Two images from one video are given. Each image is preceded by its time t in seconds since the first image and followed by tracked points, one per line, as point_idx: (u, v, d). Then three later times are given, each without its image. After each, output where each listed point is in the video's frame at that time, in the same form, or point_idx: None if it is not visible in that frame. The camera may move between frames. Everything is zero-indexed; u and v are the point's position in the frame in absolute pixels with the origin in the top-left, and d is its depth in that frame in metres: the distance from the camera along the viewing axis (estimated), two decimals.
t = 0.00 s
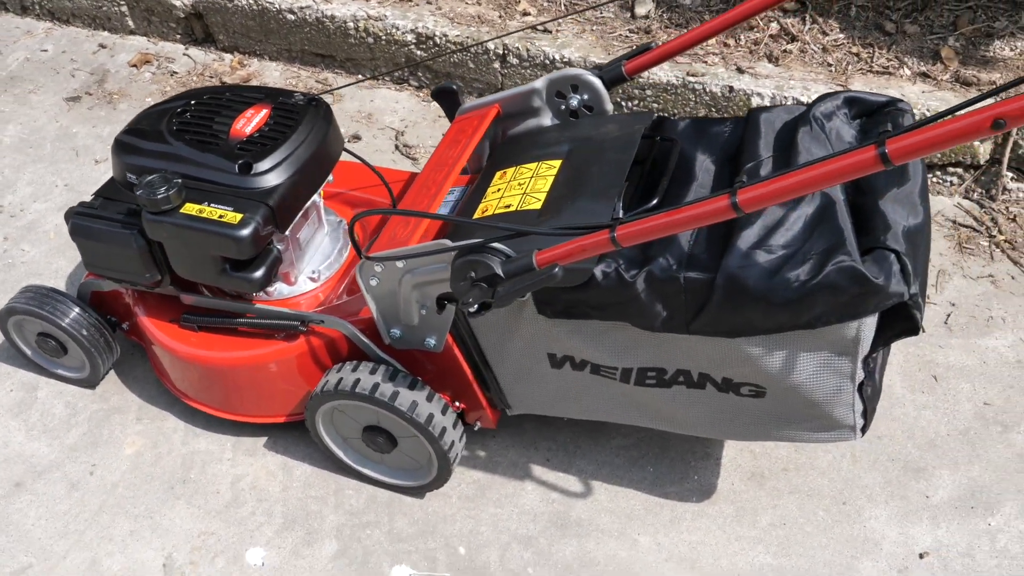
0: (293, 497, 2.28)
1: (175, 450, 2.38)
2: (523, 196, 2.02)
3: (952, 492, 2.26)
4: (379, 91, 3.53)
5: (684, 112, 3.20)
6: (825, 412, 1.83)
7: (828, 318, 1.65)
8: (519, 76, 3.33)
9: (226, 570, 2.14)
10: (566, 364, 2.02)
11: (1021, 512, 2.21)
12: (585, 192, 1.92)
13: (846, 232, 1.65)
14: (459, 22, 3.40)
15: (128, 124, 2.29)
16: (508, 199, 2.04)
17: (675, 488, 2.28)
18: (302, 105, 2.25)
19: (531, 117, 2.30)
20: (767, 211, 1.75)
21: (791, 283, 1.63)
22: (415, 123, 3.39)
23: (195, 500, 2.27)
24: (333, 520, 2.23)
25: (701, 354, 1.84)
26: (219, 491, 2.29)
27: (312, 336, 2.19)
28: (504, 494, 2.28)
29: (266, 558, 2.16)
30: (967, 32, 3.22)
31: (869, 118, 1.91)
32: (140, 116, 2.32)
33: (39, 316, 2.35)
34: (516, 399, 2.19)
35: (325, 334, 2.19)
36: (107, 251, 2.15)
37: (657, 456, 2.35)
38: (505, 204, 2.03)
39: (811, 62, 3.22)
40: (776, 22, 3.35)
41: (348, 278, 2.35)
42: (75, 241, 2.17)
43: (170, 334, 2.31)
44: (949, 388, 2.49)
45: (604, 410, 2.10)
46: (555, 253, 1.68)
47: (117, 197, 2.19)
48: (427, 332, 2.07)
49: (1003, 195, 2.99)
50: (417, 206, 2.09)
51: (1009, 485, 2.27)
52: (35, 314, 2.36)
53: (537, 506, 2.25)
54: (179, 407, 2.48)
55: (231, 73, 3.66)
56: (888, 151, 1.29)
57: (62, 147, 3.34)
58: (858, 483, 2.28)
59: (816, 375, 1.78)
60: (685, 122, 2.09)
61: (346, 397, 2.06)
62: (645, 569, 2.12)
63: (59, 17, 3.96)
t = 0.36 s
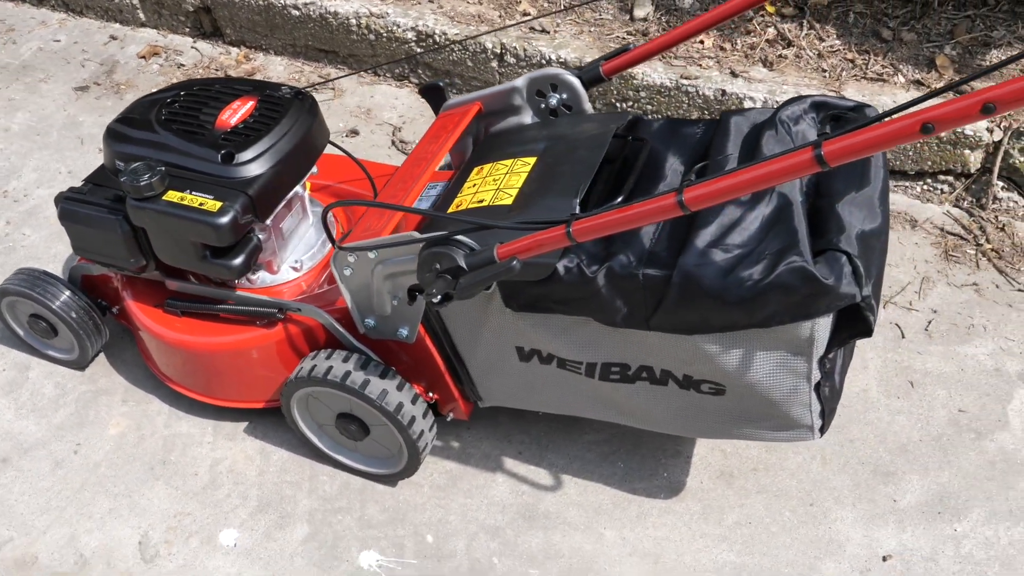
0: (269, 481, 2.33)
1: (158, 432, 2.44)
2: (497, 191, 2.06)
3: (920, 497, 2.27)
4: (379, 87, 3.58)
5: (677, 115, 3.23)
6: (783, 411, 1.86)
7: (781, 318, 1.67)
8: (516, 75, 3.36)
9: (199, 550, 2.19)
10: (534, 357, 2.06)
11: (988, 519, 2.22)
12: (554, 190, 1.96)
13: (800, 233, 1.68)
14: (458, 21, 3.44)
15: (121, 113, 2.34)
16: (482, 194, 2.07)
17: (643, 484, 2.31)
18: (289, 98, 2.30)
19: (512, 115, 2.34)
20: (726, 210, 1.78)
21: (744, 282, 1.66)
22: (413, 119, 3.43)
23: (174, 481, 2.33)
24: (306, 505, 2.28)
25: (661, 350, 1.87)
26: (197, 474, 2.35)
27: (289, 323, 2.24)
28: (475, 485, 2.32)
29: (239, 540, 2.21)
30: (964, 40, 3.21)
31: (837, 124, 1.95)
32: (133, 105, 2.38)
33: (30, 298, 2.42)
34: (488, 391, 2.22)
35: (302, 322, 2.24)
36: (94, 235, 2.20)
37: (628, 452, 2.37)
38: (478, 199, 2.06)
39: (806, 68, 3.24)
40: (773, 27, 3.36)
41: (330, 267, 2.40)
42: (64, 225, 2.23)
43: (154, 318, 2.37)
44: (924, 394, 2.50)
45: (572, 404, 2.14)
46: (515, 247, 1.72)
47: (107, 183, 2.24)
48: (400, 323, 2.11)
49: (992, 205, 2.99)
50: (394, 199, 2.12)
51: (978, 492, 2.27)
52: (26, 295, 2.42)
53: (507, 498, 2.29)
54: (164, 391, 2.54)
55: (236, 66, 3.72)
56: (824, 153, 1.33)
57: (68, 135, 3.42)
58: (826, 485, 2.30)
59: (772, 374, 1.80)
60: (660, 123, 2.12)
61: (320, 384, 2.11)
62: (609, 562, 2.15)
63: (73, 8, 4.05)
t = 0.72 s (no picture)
0: (251, 468, 2.37)
1: (147, 417, 2.50)
2: (480, 190, 2.07)
3: (898, 512, 2.26)
4: (390, 87, 3.62)
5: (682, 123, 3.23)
6: (751, 418, 1.86)
7: (745, 326, 1.68)
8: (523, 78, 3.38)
9: (179, 532, 2.24)
10: (510, 356, 2.08)
11: (965, 539, 2.19)
12: (534, 191, 1.98)
13: (767, 240, 1.68)
14: (469, 23, 3.46)
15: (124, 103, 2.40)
16: (465, 194, 2.09)
17: (620, 487, 2.32)
18: (285, 93, 2.33)
19: (503, 117, 2.36)
20: (697, 216, 1.79)
21: (710, 288, 1.67)
22: (420, 118, 3.47)
23: (159, 465, 2.38)
24: (286, 494, 2.31)
25: (632, 354, 1.88)
26: (182, 458, 2.40)
27: (276, 314, 2.27)
28: (453, 481, 2.34)
29: (217, 525, 2.25)
30: (976, 57, 3.18)
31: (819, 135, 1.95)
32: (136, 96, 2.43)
33: (31, 281, 2.47)
34: (467, 389, 2.25)
35: (288, 314, 2.27)
36: (90, 222, 2.26)
37: (608, 455, 2.38)
38: (461, 197, 2.08)
39: (813, 79, 3.22)
40: (783, 37, 3.35)
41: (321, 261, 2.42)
42: (62, 211, 2.29)
43: (145, 304, 2.41)
44: (911, 410, 2.48)
45: (549, 405, 2.15)
46: (485, 245, 1.74)
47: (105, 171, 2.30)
48: (381, 317, 2.13)
49: (996, 223, 2.95)
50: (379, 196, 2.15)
51: (958, 511, 2.25)
52: (27, 279, 2.48)
53: (483, 495, 2.31)
54: (157, 376, 2.60)
55: (252, 62, 3.78)
56: (775, 160, 1.34)
57: (84, 124, 3.49)
58: (804, 497, 2.29)
59: (740, 381, 1.80)
60: (645, 128, 2.13)
61: (301, 375, 2.15)
62: (579, 563, 2.17)
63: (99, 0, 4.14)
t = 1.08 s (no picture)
0: (238, 461, 2.41)
1: (142, 406, 2.55)
2: (468, 196, 2.06)
3: (881, 536, 2.22)
4: (406, 91, 3.65)
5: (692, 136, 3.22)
6: (724, 434, 1.85)
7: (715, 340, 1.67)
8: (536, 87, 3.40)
9: (162, 520, 2.27)
10: (491, 361, 2.08)
11: (949, 567, 2.16)
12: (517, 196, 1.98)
13: (739, 254, 1.67)
14: (485, 31, 3.48)
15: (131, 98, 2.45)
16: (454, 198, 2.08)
17: (601, 498, 2.32)
18: (286, 93, 2.37)
19: (500, 123, 2.38)
20: (673, 228, 1.79)
21: (681, 300, 1.66)
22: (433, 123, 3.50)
23: (149, 453, 2.43)
24: (269, 488, 2.34)
25: (607, 363, 1.88)
26: (172, 448, 2.44)
27: (266, 309, 2.31)
28: (434, 483, 2.35)
29: (199, 515, 2.28)
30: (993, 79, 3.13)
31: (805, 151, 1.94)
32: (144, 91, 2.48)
33: (36, 269, 2.54)
34: (451, 392, 2.26)
35: (278, 310, 2.30)
36: (91, 212, 2.31)
37: (591, 465, 2.38)
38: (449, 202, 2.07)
39: (827, 97, 3.19)
40: (798, 54, 3.33)
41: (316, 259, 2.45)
42: (65, 200, 2.34)
43: (142, 296, 2.46)
44: (904, 434, 2.44)
45: (529, 412, 2.16)
46: (460, 248, 1.76)
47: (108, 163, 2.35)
48: (369, 318, 2.14)
49: (1006, 248, 2.90)
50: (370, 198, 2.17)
51: (943, 538, 2.21)
52: (33, 267, 2.54)
53: (464, 499, 2.32)
54: (154, 366, 2.65)
55: (273, 63, 3.84)
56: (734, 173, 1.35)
57: (107, 119, 3.57)
58: (787, 517, 2.27)
59: (712, 395, 1.79)
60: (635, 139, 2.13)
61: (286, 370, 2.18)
62: (553, 571, 2.16)
63: None
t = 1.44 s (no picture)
0: (222, 460, 2.44)
1: (133, 402, 2.59)
2: (450, 204, 2.07)
3: (859, 560, 2.19)
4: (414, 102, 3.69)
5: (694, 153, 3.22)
6: (690, 449, 1.84)
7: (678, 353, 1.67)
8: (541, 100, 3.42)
9: (144, 515, 2.31)
10: (467, 369, 2.09)
11: None
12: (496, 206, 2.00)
13: (704, 268, 1.68)
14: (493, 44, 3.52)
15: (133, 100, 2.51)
16: (437, 205, 2.09)
17: (578, 510, 2.31)
18: (281, 99, 2.41)
19: (489, 134, 2.41)
20: (642, 241, 1.80)
21: (644, 312, 1.66)
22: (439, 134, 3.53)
23: (136, 449, 2.47)
24: (251, 487, 2.37)
25: (576, 374, 1.88)
26: (159, 444, 2.48)
27: (252, 312, 2.34)
28: (413, 489, 2.37)
29: (180, 510, 2.32)
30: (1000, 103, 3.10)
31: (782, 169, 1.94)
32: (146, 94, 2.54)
33: (37, 266, 2.60)
34: (430, 398, 2.27)
35: (264, 312, 2.34)
36: (86, 210, 2.36)
37: (570, 477, 2.38)
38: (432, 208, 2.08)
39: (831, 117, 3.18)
40: (804, 74, 3.32)
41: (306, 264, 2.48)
42: (63, 198, 2.40)
43: (136, 294, 2.51)
44: (889, 457, 2.42)
45: (505, 421, 2.16)
46: (431, 253, 1.80)
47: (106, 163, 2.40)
48: (350, 321, 2.16)
49: (1007, 273, 2.86)
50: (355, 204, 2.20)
51: (923, 564, 2.18)
52: (34, 263, 2.60)
53: (441, 506, 2.33)
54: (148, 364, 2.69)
55: (286, 71, 3.90)
56: (682, 185, 1.41)
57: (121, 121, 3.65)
58: (764, 536, 2.25)
59: (678, 410, 1.79)
60: (617, 154, 2.16)
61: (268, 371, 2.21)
62: None
63: (154, 6, 4.33)
